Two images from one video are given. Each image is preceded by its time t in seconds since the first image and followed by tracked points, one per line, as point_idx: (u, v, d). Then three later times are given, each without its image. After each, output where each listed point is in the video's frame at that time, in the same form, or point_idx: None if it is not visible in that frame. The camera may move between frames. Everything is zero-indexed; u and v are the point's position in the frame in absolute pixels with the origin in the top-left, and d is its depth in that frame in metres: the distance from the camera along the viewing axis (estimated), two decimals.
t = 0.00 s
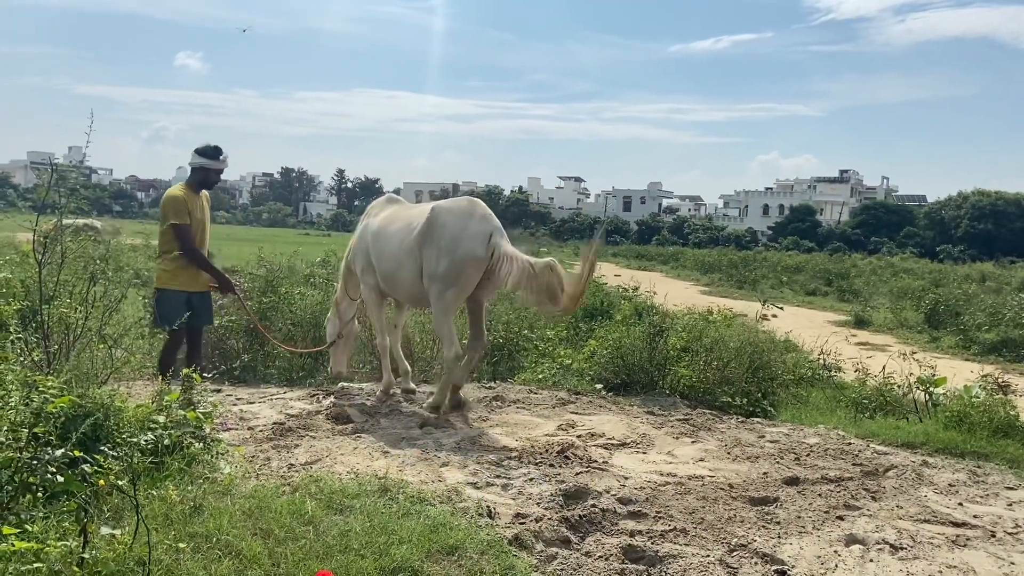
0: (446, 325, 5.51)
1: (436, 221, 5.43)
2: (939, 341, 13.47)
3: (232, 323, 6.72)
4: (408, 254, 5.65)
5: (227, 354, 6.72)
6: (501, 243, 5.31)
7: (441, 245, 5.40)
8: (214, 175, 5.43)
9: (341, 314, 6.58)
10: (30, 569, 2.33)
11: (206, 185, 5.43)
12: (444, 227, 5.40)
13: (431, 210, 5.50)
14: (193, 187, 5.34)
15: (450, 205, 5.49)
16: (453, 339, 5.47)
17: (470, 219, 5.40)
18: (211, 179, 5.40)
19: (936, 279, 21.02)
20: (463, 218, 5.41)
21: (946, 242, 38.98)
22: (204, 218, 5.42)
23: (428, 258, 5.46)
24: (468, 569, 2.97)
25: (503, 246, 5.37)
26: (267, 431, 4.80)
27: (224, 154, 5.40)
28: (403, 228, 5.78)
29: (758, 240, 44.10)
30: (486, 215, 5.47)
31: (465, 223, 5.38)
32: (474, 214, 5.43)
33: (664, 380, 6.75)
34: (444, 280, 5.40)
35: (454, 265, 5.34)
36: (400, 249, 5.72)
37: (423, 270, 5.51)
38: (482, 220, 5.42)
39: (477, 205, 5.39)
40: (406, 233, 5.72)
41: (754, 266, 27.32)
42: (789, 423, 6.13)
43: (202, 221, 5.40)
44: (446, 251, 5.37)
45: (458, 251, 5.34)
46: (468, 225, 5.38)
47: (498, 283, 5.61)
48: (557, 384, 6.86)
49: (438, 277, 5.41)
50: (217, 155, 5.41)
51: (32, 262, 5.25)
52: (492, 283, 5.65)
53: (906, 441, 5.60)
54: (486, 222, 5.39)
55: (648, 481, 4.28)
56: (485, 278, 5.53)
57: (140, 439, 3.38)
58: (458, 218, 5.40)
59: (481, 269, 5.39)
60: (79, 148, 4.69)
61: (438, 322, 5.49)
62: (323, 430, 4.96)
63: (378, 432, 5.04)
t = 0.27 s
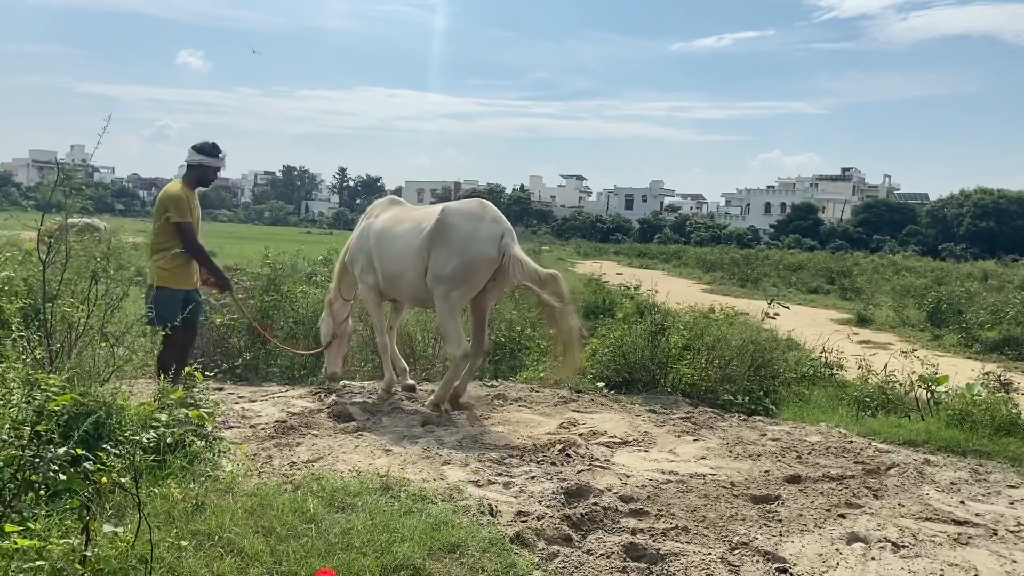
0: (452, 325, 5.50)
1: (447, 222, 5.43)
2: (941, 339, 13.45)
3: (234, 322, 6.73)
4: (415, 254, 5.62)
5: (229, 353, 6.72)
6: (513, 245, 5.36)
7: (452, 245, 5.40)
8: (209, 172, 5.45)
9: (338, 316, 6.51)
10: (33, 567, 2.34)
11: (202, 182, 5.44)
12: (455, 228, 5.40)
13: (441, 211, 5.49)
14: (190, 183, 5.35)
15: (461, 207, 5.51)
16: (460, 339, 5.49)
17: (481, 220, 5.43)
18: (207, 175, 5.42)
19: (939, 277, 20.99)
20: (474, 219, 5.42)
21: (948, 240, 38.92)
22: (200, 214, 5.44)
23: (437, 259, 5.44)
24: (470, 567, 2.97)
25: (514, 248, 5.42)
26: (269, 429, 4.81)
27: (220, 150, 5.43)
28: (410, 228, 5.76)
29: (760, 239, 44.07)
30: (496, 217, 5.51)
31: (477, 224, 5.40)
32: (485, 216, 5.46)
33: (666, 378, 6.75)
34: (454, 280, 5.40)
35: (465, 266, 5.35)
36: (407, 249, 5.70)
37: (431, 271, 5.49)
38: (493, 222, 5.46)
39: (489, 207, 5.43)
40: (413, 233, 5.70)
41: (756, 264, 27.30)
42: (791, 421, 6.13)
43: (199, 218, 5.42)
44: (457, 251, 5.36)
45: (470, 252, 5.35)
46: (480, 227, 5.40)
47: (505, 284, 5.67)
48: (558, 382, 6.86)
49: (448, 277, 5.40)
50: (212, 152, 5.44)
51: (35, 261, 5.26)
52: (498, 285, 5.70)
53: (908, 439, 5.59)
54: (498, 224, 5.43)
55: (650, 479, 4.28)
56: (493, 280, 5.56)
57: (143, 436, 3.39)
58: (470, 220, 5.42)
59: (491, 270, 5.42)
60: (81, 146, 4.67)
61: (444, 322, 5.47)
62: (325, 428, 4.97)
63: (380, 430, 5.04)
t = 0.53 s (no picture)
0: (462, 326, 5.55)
1: (461, 226, 5.43)
2: (942, 337, 13.44)
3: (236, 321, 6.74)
4: (425, 257, 5.60)
5: (230, 352, 6.72)
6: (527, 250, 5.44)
7: (466, 249, 5.41)
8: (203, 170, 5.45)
9: (335, 314, 6.47)
10: (36, 565, 2.34)
11: (196, 179, 5.45)
12: (470, 232, 5.41)
13: (454, 214, 5.49)
14: (185, 181, 5.35)
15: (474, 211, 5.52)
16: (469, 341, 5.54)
17: (495, 224, 5.46)
18: (201, 173, 5.42)
19: (941, 275, 20.96)
20: (488, 223, 5.44)
21: (950, 238, 38.88)
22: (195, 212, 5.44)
23: (451, 262, 5.44)
24: (472, 565, 2.97)
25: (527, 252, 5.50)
26: (270, 428, 4.81)
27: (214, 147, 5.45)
28: (418, 231, 5.72)
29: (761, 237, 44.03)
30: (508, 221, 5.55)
31: (491, 228, 5.43)
32: (499, 220, 5.50)
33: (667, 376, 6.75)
34: (466, 283, 5.43)
35: (481, 270, 5.38)
36: (416, 252, 5.66)
37: (443, 274, 5.49)
38: (507, 226, 5.50)
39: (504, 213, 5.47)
40: (423, 236, 5.67)
41: (757, 262, 27.28)
42: (793, 419, 6.13)
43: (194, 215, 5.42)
44: (472, 255, 5.39)
45: (485, 256, 5.38)
46: (495, 231, 5.43)
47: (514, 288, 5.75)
48: (560, 381, 6.85)
49: (462, 280, 5.42)
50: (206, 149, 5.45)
51: (36, 259, 5.25)
52: (506, 286, 5.77)
53: (910, 438, 5.58)
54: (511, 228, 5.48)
55: (652, 478, 4.27)
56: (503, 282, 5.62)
57: (145, 434, 3.39)
58: (484, 224, 5.44)
59: (504, 273, 5.47)
60: (82, 143, 4.66)
61: (452, 322, 5.52)
62: (328, 427, 4.97)
63: (381, 429, 5.04)
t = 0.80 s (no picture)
0: (475, 331, 5.54)
1: (463, 232, 5.43)
2: (944, 336, 13.43)
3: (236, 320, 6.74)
4: (431, 272, 5.56)
5: (231, 350, 6.72)
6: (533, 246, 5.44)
7: (473, 254, 5.40)
8: (197, 168, 5.42)
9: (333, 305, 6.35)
10: (37, 565, 2.34)
11: (192, 179, 5.42)
12: (473, 236, 5.40)
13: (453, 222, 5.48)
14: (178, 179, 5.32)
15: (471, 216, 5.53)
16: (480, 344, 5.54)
17: (497, 224, 5.46)
18: (195, 171, 5.40)
19: (942, 274, 20.95)
20: (490, 224, 5.45)
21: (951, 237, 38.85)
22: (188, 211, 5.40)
23: (459, 269, 5.41)
24: (473, 565, 2.97)
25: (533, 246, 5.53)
26: (271, 427, 4.81)
27: (208, 146, 5.42)
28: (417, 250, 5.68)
29: (762, 236, 44.03)
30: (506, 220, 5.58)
31: (495, 229, 5.43)
32: (499, 219, 5.51)
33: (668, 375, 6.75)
34: (477, 287, 5.41)
35: (491, 270, 5.37)
36: (420, 269, 5.61)
37: (452, 281, 5.46)
38: (509, 224, 5.52)
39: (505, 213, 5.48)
40: (424, 252, 5.63)
41: (758, 261, 27.27)
42: (794, 418, 6.13)
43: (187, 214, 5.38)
44: (480, 258, 5.37)
45: (493, 257, 5.37)
46: (498, 231, 5.43)
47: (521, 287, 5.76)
48: (561, 380, 6.85)
49: (473, 284, 5.40)
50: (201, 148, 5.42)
51: (36, 259, 5.25)
52: (515, 286, 5.78)
53: (911, 437, 5.58)
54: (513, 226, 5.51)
55: (653, 477, 4.27)
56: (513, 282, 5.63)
57: (145, 434, 3.39)
58: (486, 225, 5.45)
59: (514, 271, 5.48)
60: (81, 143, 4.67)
61: (463, 327, 5.52)
62: (328, 426, 4.96)
63: (382, 428, 5.04)
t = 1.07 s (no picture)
0: (470, 336, 5.47)
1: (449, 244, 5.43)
2: (944, 335, 13.42)
3: (236, 319, 6.75)
4: (421, 290, 5.55)
5: (231, 350, 6.72)
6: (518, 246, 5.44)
7: (462, 263, 5.40)
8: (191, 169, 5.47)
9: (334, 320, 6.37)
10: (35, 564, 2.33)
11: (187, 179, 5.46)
12: (459, 246, 5.41)
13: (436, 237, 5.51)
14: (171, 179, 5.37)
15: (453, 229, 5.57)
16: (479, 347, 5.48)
17: (480, 232, 5.49)
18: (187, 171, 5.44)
19: (942, 273, 20.94)
20: (473, 232, 5.49)
21: (951, 236, 38.83)
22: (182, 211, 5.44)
23: (450, 280, 5.40)
24: (472, 563, 2.97)
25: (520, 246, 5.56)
26: (270, 426, 4.81)
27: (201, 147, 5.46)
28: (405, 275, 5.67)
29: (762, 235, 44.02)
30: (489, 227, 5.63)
31: (478, 236, 5.45)
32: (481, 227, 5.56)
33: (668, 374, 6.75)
34: (468, 293, 5.39)
35: (482, 275, 5.36)
36: (410, 291, 5.60)
37: (443, 293, 5.44)
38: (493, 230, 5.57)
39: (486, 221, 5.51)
40: (412, 275, 5.63)
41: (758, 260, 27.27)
42: (793, 417, 6.13)
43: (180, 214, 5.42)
44: (469, 265, 5.37)
45: (481, 262, 5.37)
46: (483, 236, 5.46)
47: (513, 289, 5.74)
48: (560, 378, 6.85)
49: (464, 292, 5.38)
50: (195, 149, 5.46)
51: (36, 258, 5.26)
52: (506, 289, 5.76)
53: (910, 435, 5.58)
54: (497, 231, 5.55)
55: (652, 476, 4.28)
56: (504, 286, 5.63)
57: (144, 433, 3.39)
58: (469, 233, 5.48)
59: (504, 273, 5.47)
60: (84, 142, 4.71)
61: (458, 334, 5.47)
62: (328, 425, 4.97)
63: (381, 427, 5.04)
